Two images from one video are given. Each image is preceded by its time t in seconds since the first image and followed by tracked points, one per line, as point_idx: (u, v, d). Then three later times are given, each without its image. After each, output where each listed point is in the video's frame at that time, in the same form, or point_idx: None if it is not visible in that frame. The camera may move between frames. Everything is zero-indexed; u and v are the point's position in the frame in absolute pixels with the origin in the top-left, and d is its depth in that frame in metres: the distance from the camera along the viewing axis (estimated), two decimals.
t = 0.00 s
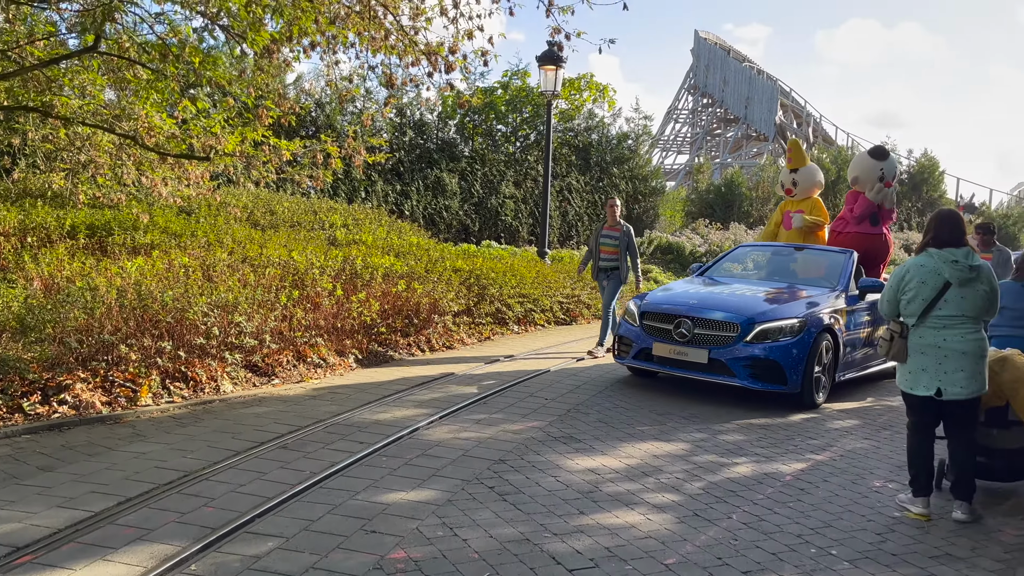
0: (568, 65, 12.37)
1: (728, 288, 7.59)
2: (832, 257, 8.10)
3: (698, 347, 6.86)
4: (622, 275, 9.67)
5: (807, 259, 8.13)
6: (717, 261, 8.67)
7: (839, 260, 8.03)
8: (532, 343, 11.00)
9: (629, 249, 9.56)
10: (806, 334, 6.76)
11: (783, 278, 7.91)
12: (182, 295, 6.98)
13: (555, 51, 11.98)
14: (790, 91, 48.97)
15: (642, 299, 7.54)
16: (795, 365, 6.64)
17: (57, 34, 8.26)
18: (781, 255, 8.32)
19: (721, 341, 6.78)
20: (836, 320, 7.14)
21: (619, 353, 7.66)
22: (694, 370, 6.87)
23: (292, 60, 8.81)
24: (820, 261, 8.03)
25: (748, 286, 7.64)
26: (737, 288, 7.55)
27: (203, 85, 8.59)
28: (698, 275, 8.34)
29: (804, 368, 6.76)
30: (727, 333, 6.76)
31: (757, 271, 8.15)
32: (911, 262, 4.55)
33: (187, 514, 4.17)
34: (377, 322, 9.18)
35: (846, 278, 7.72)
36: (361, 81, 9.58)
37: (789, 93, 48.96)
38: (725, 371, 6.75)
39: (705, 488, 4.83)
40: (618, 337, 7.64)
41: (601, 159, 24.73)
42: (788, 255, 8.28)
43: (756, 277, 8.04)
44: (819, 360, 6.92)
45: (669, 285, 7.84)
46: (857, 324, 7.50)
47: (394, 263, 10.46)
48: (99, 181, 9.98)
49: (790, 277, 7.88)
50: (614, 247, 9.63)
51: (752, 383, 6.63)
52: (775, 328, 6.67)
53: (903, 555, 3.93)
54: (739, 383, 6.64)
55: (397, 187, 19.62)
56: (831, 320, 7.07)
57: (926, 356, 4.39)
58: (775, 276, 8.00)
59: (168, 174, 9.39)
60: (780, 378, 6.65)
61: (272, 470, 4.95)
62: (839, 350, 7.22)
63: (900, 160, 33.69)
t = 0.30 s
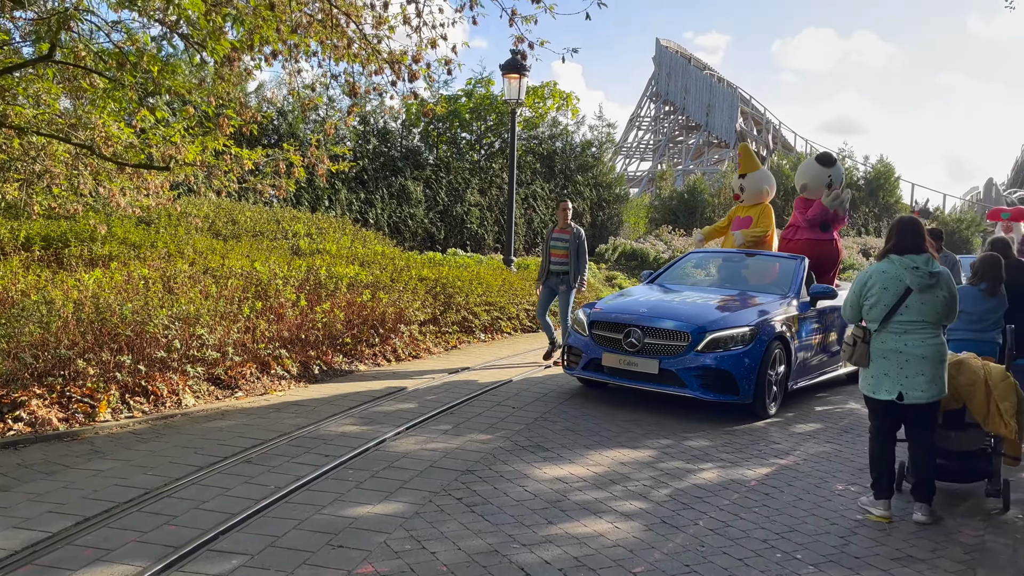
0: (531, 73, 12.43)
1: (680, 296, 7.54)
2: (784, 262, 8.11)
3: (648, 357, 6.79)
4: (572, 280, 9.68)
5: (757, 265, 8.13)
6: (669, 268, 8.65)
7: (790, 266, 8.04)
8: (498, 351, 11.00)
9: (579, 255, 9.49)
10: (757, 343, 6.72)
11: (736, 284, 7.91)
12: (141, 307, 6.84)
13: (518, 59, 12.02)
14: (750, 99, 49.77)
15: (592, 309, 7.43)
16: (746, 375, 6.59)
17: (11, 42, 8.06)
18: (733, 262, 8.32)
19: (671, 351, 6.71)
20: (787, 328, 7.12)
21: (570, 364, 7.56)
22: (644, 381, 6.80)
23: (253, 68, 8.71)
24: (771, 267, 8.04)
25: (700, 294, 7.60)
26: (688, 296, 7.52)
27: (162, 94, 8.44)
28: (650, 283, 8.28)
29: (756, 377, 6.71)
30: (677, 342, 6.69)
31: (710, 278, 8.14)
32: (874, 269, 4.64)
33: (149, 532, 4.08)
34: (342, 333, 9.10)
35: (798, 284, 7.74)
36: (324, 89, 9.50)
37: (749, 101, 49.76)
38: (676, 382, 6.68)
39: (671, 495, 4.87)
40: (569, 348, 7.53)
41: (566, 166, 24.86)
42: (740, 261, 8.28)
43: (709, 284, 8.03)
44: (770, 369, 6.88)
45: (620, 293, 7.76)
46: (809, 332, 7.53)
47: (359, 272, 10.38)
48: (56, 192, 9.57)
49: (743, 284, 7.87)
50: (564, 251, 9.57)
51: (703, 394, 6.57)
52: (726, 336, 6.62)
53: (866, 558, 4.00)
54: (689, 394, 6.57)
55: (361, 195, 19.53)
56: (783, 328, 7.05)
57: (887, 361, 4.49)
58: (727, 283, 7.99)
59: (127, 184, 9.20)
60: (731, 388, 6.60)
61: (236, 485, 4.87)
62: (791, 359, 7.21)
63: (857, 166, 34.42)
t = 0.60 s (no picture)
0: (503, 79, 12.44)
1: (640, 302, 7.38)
2: (744, 265, 8.02)
3: (606, 366, 6.59)
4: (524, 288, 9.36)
5: (718, 269, 8.04)
6: (628, 272, 8.51)
7: (751, 269, 7.95)
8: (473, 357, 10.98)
9: (529, 261, 9.18)
10: (718, 350, 6.57)
11: (698, 288, 7.81)
12: (108, 317, 6.70)
13: (490, 65, 12.04)
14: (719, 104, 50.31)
15: (549, 316, 7.22)
16: (707, 383, 6.44)
17: None
18: (692, 265, 8.21)
19: (630, 360, 6.53)
20: (748, 335, 6.99)
21: (526, 375, 7.31)
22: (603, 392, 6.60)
23: (222, 74, 8.61)
24: (731, 271, 7.96)
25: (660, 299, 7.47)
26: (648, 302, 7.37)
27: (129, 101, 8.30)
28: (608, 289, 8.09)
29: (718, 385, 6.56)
30: (636, 350, 6.51)
31: (672, 282, 8.02)
32: (846, 272, 4.70)
33: (118, 547, 4.00)
34: (314, 340, 9.02)
35: (759, 288, 7.67)
36: (294, 95, 9.41)
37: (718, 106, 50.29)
38: (635, 392, 6.49)
39: (647, 499, 4.89)
40: (525, 357, 7.29)
41: (538, 171, 24.93)
42: (700, 265, 8.16)
43: (669, 289, 7.91)
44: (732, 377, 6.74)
45: (579, 300, 7.57)
46: (771, 338, 7.46)
47: (332, 279, 10.30)
48: (19, 200, 9.24)
49: (704, 289, 7.76)
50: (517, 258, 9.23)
51: (663, 404, 6.40)
52: (686, 343, 6.47)
53: (839, 559, 4.05)
54: (649, 404, 6.39)
55: (333, 202, 19.46)
56: (744, 334, 6.93)
57: (860, 363, 4.55)
58: (687, 287, 7.88)
59: (93, 192, 9.00)
60: (692, 397, 6.45)
61: (208, 497, 4.79)
62: (754, 366, 7.11)
63: (825, 169, 34.92)
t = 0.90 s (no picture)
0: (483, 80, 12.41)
1: (607, 303, 7.11)
2: (715, 265, 7.83)
3: (573, 370, 6.28)
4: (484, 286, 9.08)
5: (687, 268, 7.83)
6: (595, 273, 8.25)
7: (722, 269, 7.76)
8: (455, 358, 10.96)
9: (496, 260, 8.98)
10: (688, 352, 6.32)
11: (668, 287, 7.58)
12: (84, 320, 6.60)
13: (471, 66, 12.03)
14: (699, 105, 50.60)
15: (513, 318, 6.90)
16: (677, 387, 6.20)
17: None
18: (662, 265, 7.99)
19: (598, 364, 6.24)
20: (719, 336, 6.76)
21: (490, 379, 6.97)
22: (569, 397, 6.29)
23: (199, 75, 8.52)
24: (702, 270, 7.75)
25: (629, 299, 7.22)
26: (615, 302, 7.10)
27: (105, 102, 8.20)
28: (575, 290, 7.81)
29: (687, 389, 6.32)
30: (604, 354, 6.22)
31: (642, 281, 7.78)
32: (828, 268, 4.72)
33: (96, 552, 3.94)
34: (295, 342, 8.95)
35: (730, 288, 7.47)
36: (273, 96, 9.33)
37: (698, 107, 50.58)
38: (602, 397, 6.21)
39: (630, 497, 4.90)
40: (488, 361, 6.95)
41: (519, 172, 24.94)
42: (670, 264, 7.95)
43: (638, 289, 7.66)
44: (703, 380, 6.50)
45: (545, 302, 7.27)
46: (743, 339, 7.25)
47: (313, 281, 10.24)
48: None
49: (673, 288, 7.54)
50: (480, 255, 9.02)
51: (632, 409, 6.13)
52: (655, 346, 6.20)
53: (822, 554, 4.07)
54: (617, 410, 6.12)
55: (313, 203, 19.39)
56: (715, 335, 6.70)
57: (842, 359, 4.59)
58: (656, 287, 7.64)
59: (69, 195, 8.84)
60: (662, 401, 6.20)
61: (188, 501, 4.73)
62: (725, 369, 6.89)
63: (804, 169, 35.19)
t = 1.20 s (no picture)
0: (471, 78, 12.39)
1: (581, 302, 6.79)
2: (692, 263, 7.59)
3: (543, 373, 5.96)
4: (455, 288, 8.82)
5: (665, 266, 7.59)
6: (569, 273, 7.96)
7: (699, 267, 7.51)
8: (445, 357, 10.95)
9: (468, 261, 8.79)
10: (663, 354, 6.02)
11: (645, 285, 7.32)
12: (70, 320, 6.50)
13: (459, 64, 12.00)
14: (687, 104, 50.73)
15: (482, 319, 6.56)
16: (653, 390, 5.89)
17: None
18: (638, 264, 7.72)
19: (570, 366, 5.91)
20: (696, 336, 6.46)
21: (458, 384, 6.62)
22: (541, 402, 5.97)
23: (185, 73, 8.44)
24: (680, 269, 7.51)
25: (605, 298, 6.93)
26: (589, 302, 6.78)
27: (90, 101, 8.13)
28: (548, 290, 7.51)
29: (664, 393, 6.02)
30: (576, 355, 5.90)
31: (618, 280, 7.54)
32: (817, 264, 4.74)
33: (81, 553, 3.90)
34: (284, 342, 8.91)
35: (707, 287, 7.21)
36: (260, 94, 9.28)
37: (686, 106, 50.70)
38: (575, 402, 5.89)
39: (620, 494, 4.89)
40: (457, 365, 6.60)
41: (508, 171, 24.94)
42: (646, 263, 7.69)
43: (613, 289, 7.38)
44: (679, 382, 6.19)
45: (517, 302, 6.94)
46: (721, 337, 6.96)
47: (301, 280, 10.20)
48: None
49: (650, 287, 7.28)
50: (455, 257, 8.78)
51: (605, 413, 5.82)
52: (630, 347, 5.89)
53: (811, 549, 4.08)
54: (591, 414, 5.80)
55: (301, 203, 19.34)
56: (692, 335, 6.40)
57: (831, 354, 4.60)
58: (633, 286, 7.37)
59: (54, 194, 8.74)
60: (637, 406, 5.89)
61: (176, 501, 4.70)
62: (703, 370, 6.59)
63: (792, 167, 35.31)
